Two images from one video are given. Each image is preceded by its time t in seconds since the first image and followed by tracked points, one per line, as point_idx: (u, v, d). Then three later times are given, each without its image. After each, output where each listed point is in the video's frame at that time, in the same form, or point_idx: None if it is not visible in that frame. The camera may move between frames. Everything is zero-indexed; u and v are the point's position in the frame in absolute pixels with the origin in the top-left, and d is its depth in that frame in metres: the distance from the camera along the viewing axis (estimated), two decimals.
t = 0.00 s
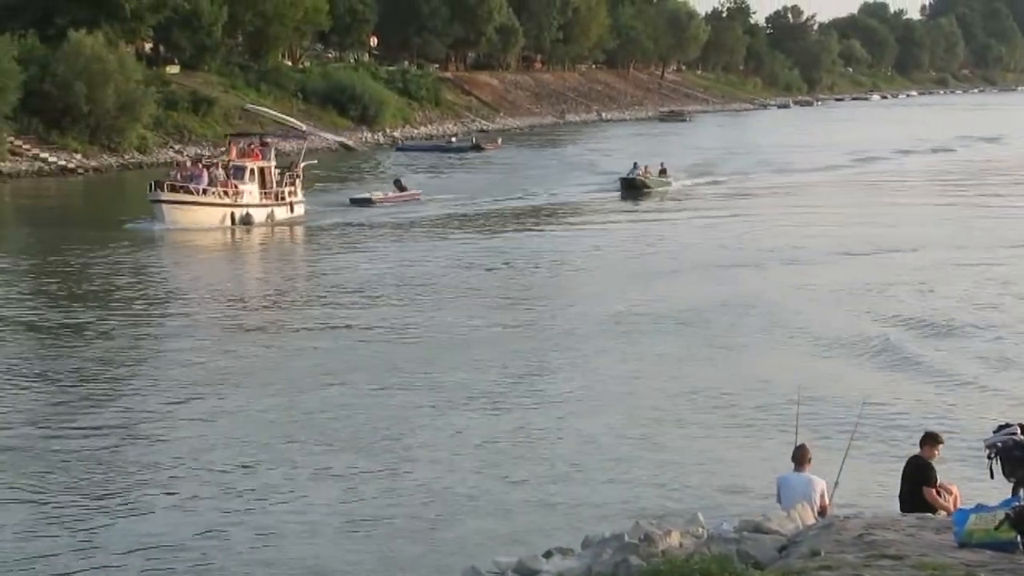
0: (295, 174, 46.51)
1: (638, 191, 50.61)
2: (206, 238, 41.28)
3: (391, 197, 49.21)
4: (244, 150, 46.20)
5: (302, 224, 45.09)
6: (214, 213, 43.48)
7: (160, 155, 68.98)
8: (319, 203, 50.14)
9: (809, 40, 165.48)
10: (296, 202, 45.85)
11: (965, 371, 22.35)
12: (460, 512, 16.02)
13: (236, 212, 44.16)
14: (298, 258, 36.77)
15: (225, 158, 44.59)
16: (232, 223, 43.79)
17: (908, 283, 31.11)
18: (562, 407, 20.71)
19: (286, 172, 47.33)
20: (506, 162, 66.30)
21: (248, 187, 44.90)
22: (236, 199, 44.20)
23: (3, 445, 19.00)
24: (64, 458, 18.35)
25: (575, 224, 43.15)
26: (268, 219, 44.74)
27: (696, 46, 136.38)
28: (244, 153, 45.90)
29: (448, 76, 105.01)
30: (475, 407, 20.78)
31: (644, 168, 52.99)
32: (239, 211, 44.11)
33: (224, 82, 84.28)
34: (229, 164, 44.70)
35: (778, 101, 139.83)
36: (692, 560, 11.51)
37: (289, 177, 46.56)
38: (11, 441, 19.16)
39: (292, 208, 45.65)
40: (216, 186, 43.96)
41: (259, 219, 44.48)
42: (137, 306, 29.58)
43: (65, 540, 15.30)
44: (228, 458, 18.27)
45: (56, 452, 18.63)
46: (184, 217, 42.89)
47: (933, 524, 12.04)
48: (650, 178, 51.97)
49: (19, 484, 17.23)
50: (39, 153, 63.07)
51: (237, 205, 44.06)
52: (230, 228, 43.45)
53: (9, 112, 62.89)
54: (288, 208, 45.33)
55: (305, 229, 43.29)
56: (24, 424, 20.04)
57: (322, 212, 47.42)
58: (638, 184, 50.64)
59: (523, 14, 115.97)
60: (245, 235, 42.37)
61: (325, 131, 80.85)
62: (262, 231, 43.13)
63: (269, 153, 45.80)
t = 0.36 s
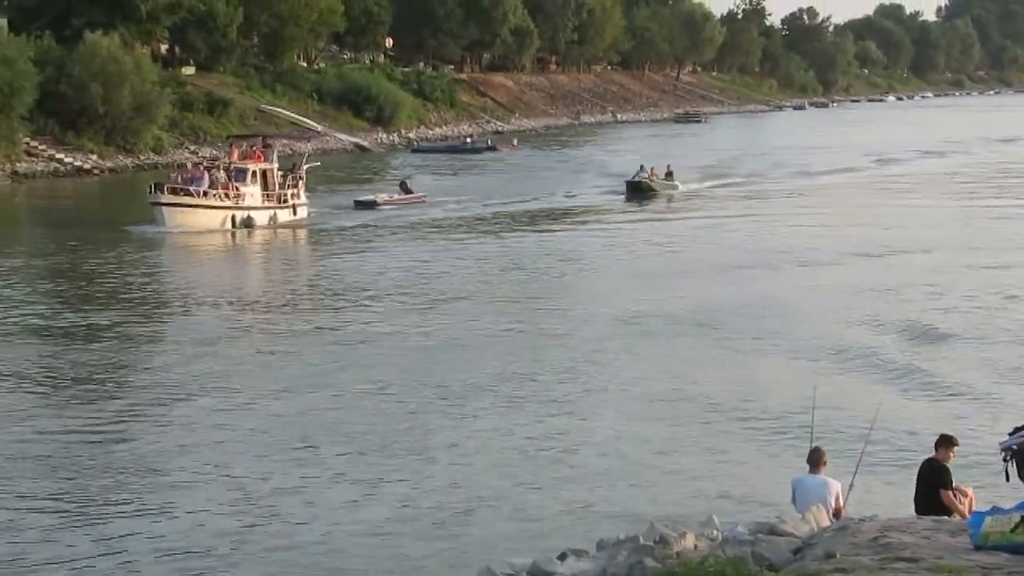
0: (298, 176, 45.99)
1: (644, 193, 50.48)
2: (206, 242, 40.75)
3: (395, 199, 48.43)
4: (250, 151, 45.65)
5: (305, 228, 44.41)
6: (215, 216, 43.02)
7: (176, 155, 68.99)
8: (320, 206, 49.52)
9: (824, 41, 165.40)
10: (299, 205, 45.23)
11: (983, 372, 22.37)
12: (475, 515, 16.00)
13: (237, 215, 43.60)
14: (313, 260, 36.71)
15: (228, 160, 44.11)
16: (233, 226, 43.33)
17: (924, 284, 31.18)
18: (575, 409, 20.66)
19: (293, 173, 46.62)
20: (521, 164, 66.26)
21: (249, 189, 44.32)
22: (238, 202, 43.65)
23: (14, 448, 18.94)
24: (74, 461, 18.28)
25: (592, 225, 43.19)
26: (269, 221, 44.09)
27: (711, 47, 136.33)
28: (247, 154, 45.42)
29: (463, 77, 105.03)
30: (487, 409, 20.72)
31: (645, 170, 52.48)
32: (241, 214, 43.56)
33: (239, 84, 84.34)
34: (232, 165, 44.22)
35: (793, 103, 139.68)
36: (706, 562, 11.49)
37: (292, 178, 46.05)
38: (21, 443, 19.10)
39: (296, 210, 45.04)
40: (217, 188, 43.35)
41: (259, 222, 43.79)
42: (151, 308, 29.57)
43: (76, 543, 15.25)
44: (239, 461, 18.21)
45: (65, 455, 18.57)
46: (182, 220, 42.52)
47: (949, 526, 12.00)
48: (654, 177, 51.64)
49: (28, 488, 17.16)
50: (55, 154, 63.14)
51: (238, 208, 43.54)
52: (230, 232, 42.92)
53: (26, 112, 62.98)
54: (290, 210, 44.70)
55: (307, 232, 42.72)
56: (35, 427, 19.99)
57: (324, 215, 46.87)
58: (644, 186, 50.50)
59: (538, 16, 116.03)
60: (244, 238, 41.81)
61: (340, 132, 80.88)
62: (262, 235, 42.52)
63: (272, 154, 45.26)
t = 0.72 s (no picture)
0: (301, 179, 45.50)
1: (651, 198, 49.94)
2: (207, 246, 40.26)
3: (399, 203, 48.01)
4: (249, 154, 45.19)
5: (307, 230, 44.21)
6: (215, 220, 42.51)
7: (190, 156, 69.03)
8: (324, 209, 48.99)
9: (839, 43, 165.22)
10: (302, 208, 45.07)
11: (999, 373, 22.37)
12: (491, 517, 15.98)
13: (238, 219, 43.11)
14: (325, 262, 36.71)
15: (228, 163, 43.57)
16: (234, 229, 42.79)
17: (938, 284, 31.22)
18: (588, 410, 20.65)
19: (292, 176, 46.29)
20: (537, 166, 66.25)
21: (251, 193, 43.81)
22: (238, 205, 43.14)
23: (28, 451, 18.91)
24: (89, 464, 18.26)
25: (607, 226, 43.23)
26: (271, 225, 43.78)
27: (726, 49, 136.09)
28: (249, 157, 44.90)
29: (477, 79, 105.03)
30: (501, 411, 20.71)
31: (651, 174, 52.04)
32: (242, 217, 43.07)
33: (254, 85, 84.43)
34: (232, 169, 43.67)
35: (807, 104, 139.39)
36: (722, 563, 11.51)
37: (295, 182, 45.58)
38: (35, 446, 19.07)
39: (298, 214, 44.91)
40: (217, 192, 42.86)
41: (260, 226, 43.42)
42: (163, 309, 29.63)
43: (88, 545, 15.24)
44: (250, 462, 18.22)
45: (76, 458, 18.55)
46: (183, 224, 41.96)
47: (965, 528, 11.98)
48: (660, 181, 51.17)
49: (41, 491, 17.14)
50: (71, 156, 63.30)
51: (239, 212, 43.03)
52: (231, 235, 42.39)
53: (41, 114, 63.16)
54: (292, 214, 44.52)
55: (310, 236, 42.30)
56: (49, 430, 19.98)
57: (328, 219, 46.35)
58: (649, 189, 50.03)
59: (552, 17, 116.01)
60: (246, 242, 41.29)
61: (354, 133, 80.92)
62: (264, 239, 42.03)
63: (275, 157, 44.80)
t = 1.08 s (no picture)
0: (304, 182, 44.70)
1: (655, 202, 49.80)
2: (210, 250, 39.63)
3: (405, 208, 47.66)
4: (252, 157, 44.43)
5: (312, 235, 43.45)
6: (218, 224, 41.79)
7: (207, 157, 69.08)
8: (330, 213, 48.45)
9: (856, 45, 165.06)
10: (305, 212, 44.31)
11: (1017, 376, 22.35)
12: (507, 520, 15.97)
13: (241, 223, 42.39)
14: (338, 264, 36.65)
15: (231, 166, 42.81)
16: (237, 234, 42.06)
17: (955, 286, 31.24)
18: (600, 413, 20.62)
19: (297, 179, 45.64)
20: (554, 168, 66.25)
21: (254, 197, 42.98)
22: (241, 210, 42.36)
23: (47, 454, 18.92)
24: (106, 468, 18.27)
25: (623, 228, 43.25)
26: (275, 229, 43.08)
27: (742, 51, 135.85)
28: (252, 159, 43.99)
29: (494, 81, 105.05)
30: (514, 414, 20.68)
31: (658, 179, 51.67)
32: (245, 222, 42.35)
33: (271, 88, 84.50)
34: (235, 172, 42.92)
35: (824, 106, 139.17)
36: (739, 567, 11.47)
37: (298, 185, 44.75)
38: (53, 451, 19.09)
39: (301, 218, 44.15)
40: (220, 197, 42.09)
41: (264, 231, 42.72)
42: (179, 313, 29.64)
43: (99, 550, 15.20)
44: (260, 467, 18.18)
45: (85, 463, 18.51)
46: (185, 228, 41.29)
47: (984, 532, 11.97)
48: (667, 187, 50.79)
49: (60, 496, 17.14)
50: (89, 159, 63.39)
51: (243, 216, 42.30)
52: (235, 240, 41.68)
53: (59, 116, 63.28)
54: (297, 218, 43.77)
55: (315, 241, 41.69)
56: (68, 433, 20.01)
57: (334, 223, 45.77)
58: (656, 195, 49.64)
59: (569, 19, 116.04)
60: (250, 247, 40.54)
61: (371, 136, 81.03)
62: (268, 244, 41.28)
63: (278, 160, 43.93)
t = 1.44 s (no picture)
0: (329, 182, 44.28)
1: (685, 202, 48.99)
2: (234, 252, 39.22)
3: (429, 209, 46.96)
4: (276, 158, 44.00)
5: (337, 235, 42.97)
6: (240, 225, 41.39)
7: (246, 156, 69.12)
8: (355, 213, 47.84)
9: (895, 42, 164.43)
10: (331, 213, 43.82)
11: None
12: (549, 519, 15.94)
13: (265, 224, 41.97)
14: (373, 262, 36.59)
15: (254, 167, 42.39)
16: (260, 234, 41.65)
17: (996, 284, 31.07)
18: (637, 412, 20.55)
19: (323, 179, 45.18)
20: (592, 166, 66.14)
21: (277, 197, 42.57)
22: (265, 210, 41.94)
23: (83, 455, 18.91)
24: (144, 467, 18.27)
25: (661, 227, 43.13)
26: (300, 230, 42.62)
27: (780, 49, 135.73)
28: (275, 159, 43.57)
29: (530, 80, 105.02)
30: (548, 414, 20.59)
31: (688, 178, 51.13)
32: (268, 223, 41.92)
33: (308, 87, 84.63)
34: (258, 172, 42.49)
35: (862, 104, 138.73)
36: (779, 565, 11.37)
37: (323, 185, 44.31)
38: (90, 451, 19.08)
39: (326, 218, 43.63)
40: (242, 197, 41.63)
41: (288, 232, 42.28)
42: (215, 313, 29.65)
43: (128, 552, 15.13)
44: (289, 467, 18.08)
45: (121, 463, 18.52)
46: (206, 229, 40.92)
47: None
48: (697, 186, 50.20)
49: (98, 496, 17.13)
50: (127, 158, 63.49)
51: (266, 217, 41.87)
52: (257, 241, 41.27)
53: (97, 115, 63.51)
54: (321, 219, 43.28)
55: (340, 241, 41.20)
56: (104, 433, 20.01)
57: (358, 224, 45.11)
58: (684, 193, 49.05)
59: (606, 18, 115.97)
60: (274, 247, 40.14)
61: (409, 135, 81.05)
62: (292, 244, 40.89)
63: (302, 159, 43.46)
